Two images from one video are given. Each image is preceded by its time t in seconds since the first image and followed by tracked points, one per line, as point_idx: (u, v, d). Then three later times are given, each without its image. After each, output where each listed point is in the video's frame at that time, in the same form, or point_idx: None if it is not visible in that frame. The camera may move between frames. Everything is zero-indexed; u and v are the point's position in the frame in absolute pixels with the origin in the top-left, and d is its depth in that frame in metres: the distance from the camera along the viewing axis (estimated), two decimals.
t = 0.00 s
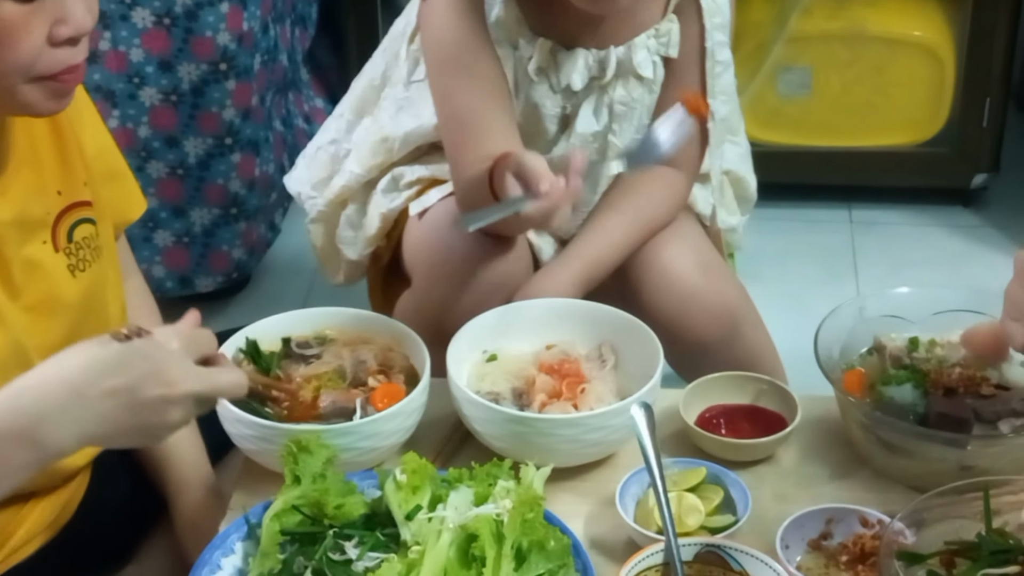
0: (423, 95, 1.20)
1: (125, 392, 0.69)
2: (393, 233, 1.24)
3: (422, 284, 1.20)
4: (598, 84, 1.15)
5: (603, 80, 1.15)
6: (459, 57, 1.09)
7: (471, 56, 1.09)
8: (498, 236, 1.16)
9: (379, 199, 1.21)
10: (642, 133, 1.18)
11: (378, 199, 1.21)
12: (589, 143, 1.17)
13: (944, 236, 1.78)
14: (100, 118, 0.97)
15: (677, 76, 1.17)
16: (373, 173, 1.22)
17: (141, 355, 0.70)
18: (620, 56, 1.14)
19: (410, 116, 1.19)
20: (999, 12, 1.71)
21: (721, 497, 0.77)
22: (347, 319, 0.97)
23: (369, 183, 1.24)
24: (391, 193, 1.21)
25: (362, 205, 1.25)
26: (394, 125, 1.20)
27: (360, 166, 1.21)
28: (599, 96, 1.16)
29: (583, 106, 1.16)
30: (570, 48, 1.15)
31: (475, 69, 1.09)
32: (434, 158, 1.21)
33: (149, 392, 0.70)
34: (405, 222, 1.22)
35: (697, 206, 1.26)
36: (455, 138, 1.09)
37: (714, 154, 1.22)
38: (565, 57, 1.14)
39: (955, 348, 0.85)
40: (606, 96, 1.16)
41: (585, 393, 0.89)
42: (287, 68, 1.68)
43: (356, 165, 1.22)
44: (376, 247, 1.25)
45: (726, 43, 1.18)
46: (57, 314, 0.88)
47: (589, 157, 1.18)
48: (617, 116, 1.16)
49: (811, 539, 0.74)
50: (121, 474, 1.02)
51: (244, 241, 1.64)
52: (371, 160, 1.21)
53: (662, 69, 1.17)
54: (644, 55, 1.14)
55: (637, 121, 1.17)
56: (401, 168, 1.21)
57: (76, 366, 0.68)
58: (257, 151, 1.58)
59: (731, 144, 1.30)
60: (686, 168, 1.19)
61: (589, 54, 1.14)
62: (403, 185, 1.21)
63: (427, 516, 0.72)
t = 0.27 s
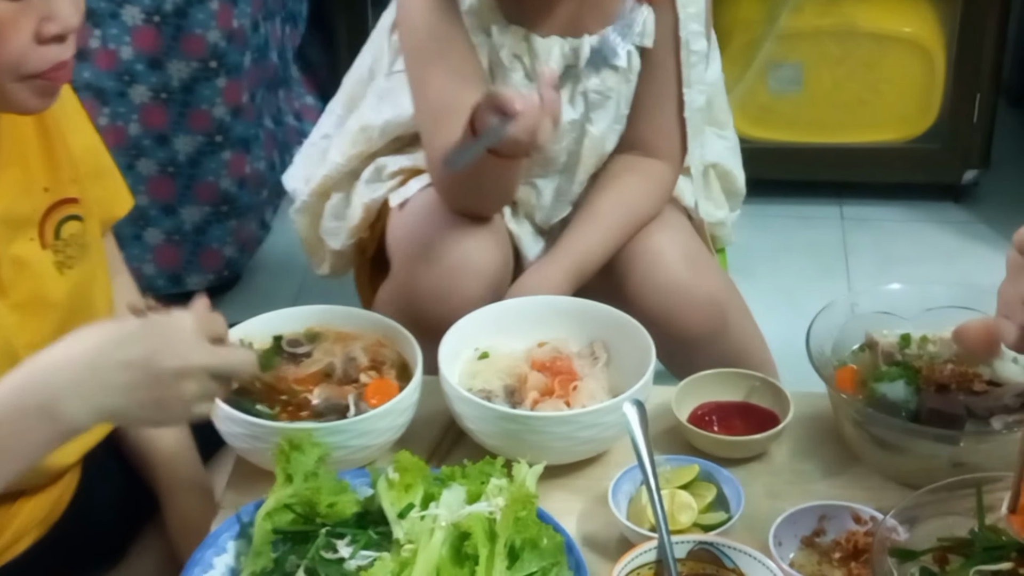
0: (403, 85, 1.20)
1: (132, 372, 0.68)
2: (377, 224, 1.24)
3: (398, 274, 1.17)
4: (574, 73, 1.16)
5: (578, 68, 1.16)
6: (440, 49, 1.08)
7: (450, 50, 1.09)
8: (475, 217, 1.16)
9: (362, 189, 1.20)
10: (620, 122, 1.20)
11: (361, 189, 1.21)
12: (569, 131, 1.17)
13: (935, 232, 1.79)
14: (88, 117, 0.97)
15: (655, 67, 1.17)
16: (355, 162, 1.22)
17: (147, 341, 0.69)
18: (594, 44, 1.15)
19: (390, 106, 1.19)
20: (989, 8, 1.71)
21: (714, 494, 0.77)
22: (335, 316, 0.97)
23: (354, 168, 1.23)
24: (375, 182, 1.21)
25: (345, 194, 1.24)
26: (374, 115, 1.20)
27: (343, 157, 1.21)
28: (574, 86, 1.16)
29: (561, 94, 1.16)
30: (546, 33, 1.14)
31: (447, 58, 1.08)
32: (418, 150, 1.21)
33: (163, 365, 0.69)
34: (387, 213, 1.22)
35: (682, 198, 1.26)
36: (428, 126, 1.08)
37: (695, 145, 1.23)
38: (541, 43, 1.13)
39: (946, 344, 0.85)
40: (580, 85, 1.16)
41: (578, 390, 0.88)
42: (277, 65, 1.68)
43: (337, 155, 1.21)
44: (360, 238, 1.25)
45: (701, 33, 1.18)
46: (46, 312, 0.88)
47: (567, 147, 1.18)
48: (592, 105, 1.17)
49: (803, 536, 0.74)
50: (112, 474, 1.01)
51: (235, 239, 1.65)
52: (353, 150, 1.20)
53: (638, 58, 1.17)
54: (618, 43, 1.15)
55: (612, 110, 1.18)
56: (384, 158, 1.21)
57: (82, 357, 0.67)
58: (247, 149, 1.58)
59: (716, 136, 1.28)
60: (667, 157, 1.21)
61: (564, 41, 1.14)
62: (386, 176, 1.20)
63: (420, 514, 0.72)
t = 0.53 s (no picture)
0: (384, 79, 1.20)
1: (150, 330, 0.69)
2: (359, 215, 1.23)
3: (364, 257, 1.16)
4: (545, 64, 1.16)
5: (549, 60, 1.15)
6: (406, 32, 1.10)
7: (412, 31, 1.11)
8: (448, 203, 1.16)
9: (344, 177, 1.20)
10: (597, 115, 1.18)
11: (343, 177, 1.21)
12: (544, 122, 1.16)
13: (927, 228, 1.79)
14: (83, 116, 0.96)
15: (631, 57, 1.17)
16: (339, 151, 1.22)
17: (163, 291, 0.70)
18: (566, 35, 1.14)
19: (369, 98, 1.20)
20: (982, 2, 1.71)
21: (707, 491, 0.78)
22: (326, 313, 0.96)
23: (338, 156, 1.23)
24: (357, 172, 1.21)
25: (331, 181, 1.23)
26: (353, 105, 1.20)
27: (323, 146, 1.22)
28: (547, 76, 1.16)
29: (533, 84, 1.16)
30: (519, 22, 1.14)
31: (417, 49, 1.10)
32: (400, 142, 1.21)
33: (178, 316, 0.70)
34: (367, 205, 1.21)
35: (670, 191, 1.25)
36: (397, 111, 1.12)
37: (678, 134, 1.22)
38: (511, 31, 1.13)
39: (938, 340, 0.85)
40: (554, 76, 1.16)
41: (571, 388, 0.88)
42: (269, 63, 1.67)
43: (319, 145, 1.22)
44: (343, 228, 1.24)
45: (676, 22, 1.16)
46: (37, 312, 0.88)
47: (543, 138, 1.17)
48: (567, 96, 1.16)
49: (796, 532, 0.74)
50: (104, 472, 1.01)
51: (227, 236, 1.64)
52: (332, 139, 1.21)
53: (615, 50, 1.16)
54: (591, 35, 1.14)
55: (587, 102, 1.17)
56: (366, 149, 1.21)
57: (110, 314, 0.68)
58: (240, 147, 1.57)
59: (707, 130, 1.29)
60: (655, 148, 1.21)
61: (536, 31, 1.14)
62: (366, 167, 1.20)
63: (413, 511, 0.72)
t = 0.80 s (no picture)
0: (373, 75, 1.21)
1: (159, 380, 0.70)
2: (353, 211, 1.22)
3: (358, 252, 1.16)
4: (531, 57, 1.16)
5: (535, 54, 1.15)
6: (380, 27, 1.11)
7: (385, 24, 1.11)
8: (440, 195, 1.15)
9: (338, 173, 1.20)
10: (587, 109, 1.18)
11: (337, 173, 1.21)
12: (533, 116, 1.16)
13: (921, 221, 1.79)
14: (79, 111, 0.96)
15: (617, 48, 1.17)
16: (329, 150, 1.22)
17: (184, 350, 0.70)
18: (551, 30, 1.14)
19: (359, 94, 1.20)
20: None
21: (702, 485, 0.78)
22: (320, 307, 0.96)
23: (332, 152, 1.24)
24: (351, 167, 1.21)
25: (326, 177, 1.23)
26: (343, 102, 1.21)
27: (314, 144, 1.21)
28: (534, 71, 1.16)
29: (520, 79, 1.16)
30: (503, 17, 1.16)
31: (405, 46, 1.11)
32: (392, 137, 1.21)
33: (195, 377, 0.70)
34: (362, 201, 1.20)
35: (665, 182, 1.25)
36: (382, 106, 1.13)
37: (669, 124, 1.21)
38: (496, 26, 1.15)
39: (933, 334, 0.85)
40: (540, 70, 1.16)
41: (565, 381, 0.88)
42: (263, 57, 1.66)
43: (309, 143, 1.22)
44: (336, 224, 1.23)
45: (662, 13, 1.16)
46: (36, 306, 0.87)
47: (534, 134, 1.17)
48: (555, 91, 1.16)
49: (791, 526, 0.74)
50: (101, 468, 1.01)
51: (223, 232, 1.63)
52: (323, 136, 1.21)
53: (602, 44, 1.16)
54: (577, 29, 1.14)
55: (575, 96, 1.17)
56: (358, 144, 1.21)
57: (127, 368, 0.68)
58: (234, 141, 1.56)
59: (702, 119, 1.28)
60: (648, 140, 1.21)
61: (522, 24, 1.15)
62: (360, 163, 1.20)
63: (408, 506, 0.72)
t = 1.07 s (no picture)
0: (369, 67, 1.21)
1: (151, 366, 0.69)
2: (347, 201, 1.22)
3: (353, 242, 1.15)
4: (527, 47, 1.15)
5: (531, 44, 1.15)
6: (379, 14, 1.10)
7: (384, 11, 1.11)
8: (434, 185, 1.15)
9: (332, 163, 1.20)
10: (584, 98, 1.17)
11: (331, 163, 1.20)
12: (528, 106, 1.15)
13: (916, 209, 1.79)
14: (77, 101, 0.96)
15: (613, 39, 1.16)
16: (323, 140, 1.22)
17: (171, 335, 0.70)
18: (547, 19, 1.14)
19: (354, 86, 1.20)
20: None
21: (697, 473, 0.77)
22: (316, 297, 0.96)
23: (327, 142, 1.23)
24: (345, 158, 1.20)
25: (321, 165, 1.22)
26: (337, 92, 1.20)
27: (309, 133, 1.21)
28: (530, 61, 1.16)
29: (515, 69, 1.16)
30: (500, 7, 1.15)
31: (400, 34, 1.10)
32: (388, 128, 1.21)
33: (165, 336, 0.69)
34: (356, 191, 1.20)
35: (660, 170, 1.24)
36: (377, 97, 1.12)
37: (665, 113, 1.21)
38: (493, 15, 1.14)
39: (928, 322, 0.85)
40: (535, 60, 1.16)
41: (561, 369, 0.88)
42: (257, 46, 1.64)
43: (304, 134, 1.22)
44: (331, 214, 1.23)
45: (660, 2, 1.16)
46: (34, 298, 0.86)
47: (530, 124, 1.17)
48: (550, 81, 1.15)
49: (787, 514, 0.74)
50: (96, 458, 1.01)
51: (216, 222, 1.64)
52: (318, 126, 1.20)
53: (598, 32, 1.16)
54: (572, 19, 1.14)
55: (572, 85, 1.16)
56: (354, 134, 1.20)
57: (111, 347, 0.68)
58: (228, 130, 1.55)
59: (697, 107, 1.28)
60: (646, 130, 1.21)
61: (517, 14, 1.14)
62: (354, 153, 1.20)
63: (403, 495, 0.72)
